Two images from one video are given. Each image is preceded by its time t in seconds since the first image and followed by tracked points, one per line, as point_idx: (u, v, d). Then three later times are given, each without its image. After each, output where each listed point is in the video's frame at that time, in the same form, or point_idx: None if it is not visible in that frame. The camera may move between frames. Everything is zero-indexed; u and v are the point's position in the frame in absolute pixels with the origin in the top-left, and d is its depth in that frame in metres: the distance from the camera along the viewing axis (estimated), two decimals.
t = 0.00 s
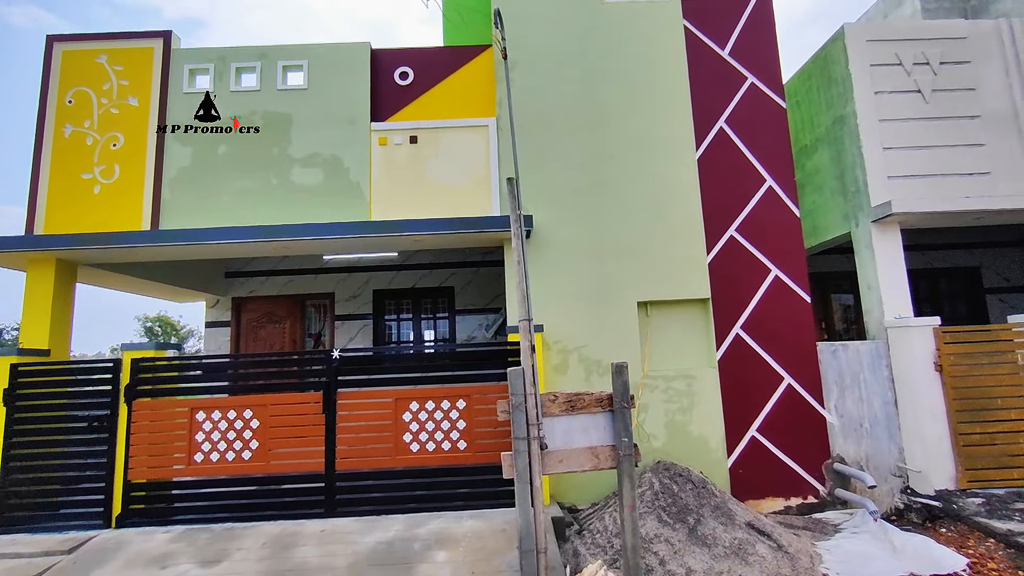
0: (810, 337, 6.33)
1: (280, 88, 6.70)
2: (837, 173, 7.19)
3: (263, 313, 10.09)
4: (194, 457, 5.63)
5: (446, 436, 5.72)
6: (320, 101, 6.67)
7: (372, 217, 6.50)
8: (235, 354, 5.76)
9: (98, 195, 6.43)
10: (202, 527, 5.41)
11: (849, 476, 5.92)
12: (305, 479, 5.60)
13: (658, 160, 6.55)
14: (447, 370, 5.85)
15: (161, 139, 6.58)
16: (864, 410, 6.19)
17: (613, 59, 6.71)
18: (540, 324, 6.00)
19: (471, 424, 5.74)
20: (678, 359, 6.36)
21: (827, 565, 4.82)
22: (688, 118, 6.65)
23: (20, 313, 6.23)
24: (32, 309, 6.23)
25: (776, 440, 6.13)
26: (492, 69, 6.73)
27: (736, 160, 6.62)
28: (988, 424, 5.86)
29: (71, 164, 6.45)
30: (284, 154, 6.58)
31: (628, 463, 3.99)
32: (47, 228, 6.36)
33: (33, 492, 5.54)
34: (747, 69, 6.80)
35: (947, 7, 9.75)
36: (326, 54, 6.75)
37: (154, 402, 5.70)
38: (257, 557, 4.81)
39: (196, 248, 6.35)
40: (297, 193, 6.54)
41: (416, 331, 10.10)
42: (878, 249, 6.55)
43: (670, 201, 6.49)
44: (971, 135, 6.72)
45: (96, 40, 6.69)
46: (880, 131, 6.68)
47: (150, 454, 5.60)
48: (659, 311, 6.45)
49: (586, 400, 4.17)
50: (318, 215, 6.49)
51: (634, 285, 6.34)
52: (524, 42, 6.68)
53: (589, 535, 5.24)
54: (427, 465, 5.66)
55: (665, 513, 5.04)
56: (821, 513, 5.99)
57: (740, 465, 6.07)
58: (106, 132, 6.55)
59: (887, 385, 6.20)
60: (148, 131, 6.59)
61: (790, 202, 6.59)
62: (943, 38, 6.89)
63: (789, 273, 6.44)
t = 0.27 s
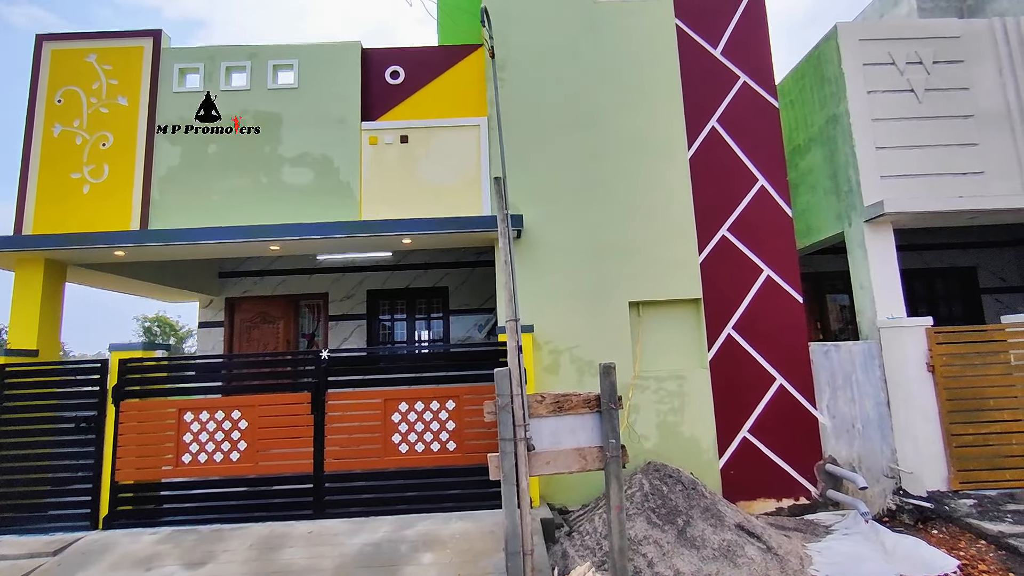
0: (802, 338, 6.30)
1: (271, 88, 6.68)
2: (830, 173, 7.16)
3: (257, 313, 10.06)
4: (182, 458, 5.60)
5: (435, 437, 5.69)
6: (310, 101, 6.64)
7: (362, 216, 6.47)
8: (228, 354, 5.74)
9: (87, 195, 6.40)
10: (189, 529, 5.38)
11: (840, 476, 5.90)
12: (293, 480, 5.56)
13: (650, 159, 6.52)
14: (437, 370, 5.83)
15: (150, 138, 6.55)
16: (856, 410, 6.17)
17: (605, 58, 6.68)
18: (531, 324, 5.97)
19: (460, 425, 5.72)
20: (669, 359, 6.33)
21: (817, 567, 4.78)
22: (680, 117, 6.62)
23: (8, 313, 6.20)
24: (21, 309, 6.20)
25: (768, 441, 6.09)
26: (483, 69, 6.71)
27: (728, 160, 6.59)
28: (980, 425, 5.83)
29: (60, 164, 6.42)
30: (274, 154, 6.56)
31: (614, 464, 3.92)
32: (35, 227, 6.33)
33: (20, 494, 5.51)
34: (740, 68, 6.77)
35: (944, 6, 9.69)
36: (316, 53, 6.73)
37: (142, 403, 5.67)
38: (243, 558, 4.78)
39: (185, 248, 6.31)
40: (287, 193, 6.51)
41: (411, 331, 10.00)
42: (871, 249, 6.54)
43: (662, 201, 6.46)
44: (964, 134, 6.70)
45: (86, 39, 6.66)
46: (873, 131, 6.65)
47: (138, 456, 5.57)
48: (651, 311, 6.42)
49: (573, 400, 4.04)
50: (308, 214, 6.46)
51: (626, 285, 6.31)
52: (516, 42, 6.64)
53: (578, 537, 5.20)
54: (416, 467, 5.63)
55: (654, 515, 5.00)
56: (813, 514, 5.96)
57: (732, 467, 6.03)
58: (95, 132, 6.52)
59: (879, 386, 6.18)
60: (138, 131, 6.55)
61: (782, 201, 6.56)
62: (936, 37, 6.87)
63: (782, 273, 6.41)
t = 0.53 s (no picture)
0: (793, 337, 6.27)
1: (261, 86, 6.66)
2: (823, 172, 7.14)
3: (251, 313, 10.03)
4: (170, 459, 5.57)
5: (424, 437, 5.68)
6: (301, 99, 6.62)
7: (352, 216, 6.44)
8: (221, 354, 5.72)
9: (75, 194, 6.36)
10: (176, 530, 5.35)
11: (832, 477, 5.88)
12: (281, 481, 5.54)
13: (641, 158, 6.49)
14: (427, 370, 5.82)
15: (139, 137, 6.52)
16: (848, 410, 6.14)
17: (597, 56, 6.65)
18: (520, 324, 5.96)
19: (449, 425, 5.70)
20: (661, 359, 6.30)
21: (807, 568, 4.75)
22: (672, 116, 6.59)
23: None
24: (9, 309, 6.17)
25: (760, 442, 6.06)
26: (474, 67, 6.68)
27: (720, 159, 6.56)
28: (972, 425, 5.80)
29: (49, 163, 6.38)
30: (264, 153, 6.54)
31: (601, 466, 3.93)
32: (24, 226, 6.30)
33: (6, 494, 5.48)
34: (732, 66, 6.74)
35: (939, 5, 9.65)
36: (307, 52, 6.70)
37: (130, 403, 5.65)
38: (229, 559, 4.74)
39: (174, 248, 6.28)
40: (277, 192, 6.48)
41: (404, 331, 9.99)
42: (862, 249, 6.53)
43: (653, 200, 6.43)
44: (957, 133, 6.67)
45: (75, 38, 6.62)
46: (866, 130, 6.63)
47: (125, 456, 5.54)
48: (642, 311, 6.39)
49: (561, 400, 4.04)
50: (298, 213, 6.43)
51: (617, 285, 6.28)
52: (507, 40, 6.62)
53: (567, 537, 5.17)
54: (405, 467, 5.62)
55: (643, 515, 4.98)
56: (804, 515, 5.93)
57: (723, 467, 6.01)
58: (85, 131, 6.48)
59: (871, 386, 6.16)
60: (127, 129, 6.52)
61: (774, 200, 6.53)
62: (929, 36, 6.83)
63: (773, 272, 6.38)
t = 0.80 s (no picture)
0: (784, 338, 6.24)
1: (250, 86, 6.64)
2: (816, 172, 7.11)
3: (244, 313, 9.99)
4: (156, 460, 5.55)
5: (412, 439, 5.66)
6: (290, 99, 6.60)
7: (341, 216, 6.42)
8: (213, 354, 5.69)
9: (64, 193, 6.33)
10: (161, 531, 5.32)
11: (821, 478, 5.85)
12: (267, 482, 5.51)
13: (632, 158, 6.47)
14: (415, 371, 5.81)
15: (127, 136, 6.49)
16: (839, 411, 6.10)
17: (588, 56, 6.63)
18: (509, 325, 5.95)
19: (437, 426, 5.68)
20: (651, 360, 6.27)
21: (795, 570, 4.72)
22: (663, 116, 6.56)
23: None
24: None
25: (750, 443, 6.04)
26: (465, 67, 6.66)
27: (711, 158, 6.53)
28: (962, 426, 5.80)
29: (36, 162, 6.34)
30: (253, 152, 6.51)
31: (588, 468, 3.84)
32: (11, 226, 6.26)
33: None
34: (723, 66, 6.71)
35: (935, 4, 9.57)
36: (296, 51, 6.68)
37: (116, 403, 5.62)
38: (214, 561, 4.70)
39: (162, 247, 6.25)
40: (266, 192, 6.45)
41: (398, 331, 9.93)
42: (854, 249, 6.50)
43: (644, 200, 6.40)
44: (950, 133, 6.64)
45: (63, 37, 6.58)
46: (858, 129, 6.59)
47: (112, 457, 5.52)
48: (632, 311, 6.36)
49: (547, 401, 3.94)
50: (287, 213, 6.41)
51: (607, 285, 6.25)
52: (497, 39, 6.60)
53: (554, 539, 5.13)
54: (394, 468, 5.60)
55: (630, 517, 4.94)
56: (795, 516, 5.91)
57: (713, 468, 5.97)
58: (73, 130, 6.45)
59: (862, 387, 6.11)
60: (116, 129, 6.49)
61: (765, 200, 6.50)
62: (922, 35, 6.80)
63: (764, 272, 6.35)
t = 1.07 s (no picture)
0: (775, 339, 6.23)
1: (240, 87, 6.64)
2: (808, 173, 7.10)
3: (237, 314, 9.84)
4: (144, 462, 5.53)
5: (401, 440, 5.65)
6: (280, 100, 6.59)
7: (331, 217, 6.41)
8: (207, 356, 5.70)
9: (53, 195, 6.31)
10: (149, 533, 5.31)
11: (812, 480, 5.85)
12: (256, 484, 5.50)
13: (622, 159, 6.45)
14: (405, 372, 5.82)
15: (117, 138, 6.48)
16: (830, 413, 6.10)
17: (578, 56, 6.61)
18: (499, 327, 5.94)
19: (426, 428, 5.66)
20: (641, 361, 6.25)
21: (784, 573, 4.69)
22: (654, 116, 6.54)
23: None
24: None
25: (740, 445, 6.02)
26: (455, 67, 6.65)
27: (701, 160, 6.51)
28: (953, 428, 5.79)
29: (25, 163, 6.32)
30: (243, 154, 6.51)
31: (574, 470, 3.72)
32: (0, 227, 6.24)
33: None
34: (715, 66, 6.70)
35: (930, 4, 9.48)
36: (287, 52, 6.68)
37: (103, 405, 5.60)
38: (200, 564, 4.67)
39: (152, 249, 6.23)
40: (256, 193, 6.44)
41: (391, 333, 9.84)
42: (845, 249, 6.50)
43: (634, 201, 6.38)
44: (942, 133, 6.62)
45: (53, 37, 6.57)
46: (849, 130, 6.58)
47: (99, 459, 5.50)
48: (623, 313, 6.35)
49: (535, 402, 3.81)
50: (277, 215, 6.40)
51: (597, 286, 6.24)
52: (487, 40, 6.58)
53: (542, 542, 5.10)
54: (383, 470, 5.59)
55: (618, 520, 4.93)
56: (785, 518, 5.90)
57: (704, 470, 5.96)
58: (62, 131, 6.43)
59: (854, 388, 6.13)
60: (105, 130, 6.48)
61: (756, 201, 6.48)
62: (914, 36, 6.79)
63: (755, 274, 6.34)
